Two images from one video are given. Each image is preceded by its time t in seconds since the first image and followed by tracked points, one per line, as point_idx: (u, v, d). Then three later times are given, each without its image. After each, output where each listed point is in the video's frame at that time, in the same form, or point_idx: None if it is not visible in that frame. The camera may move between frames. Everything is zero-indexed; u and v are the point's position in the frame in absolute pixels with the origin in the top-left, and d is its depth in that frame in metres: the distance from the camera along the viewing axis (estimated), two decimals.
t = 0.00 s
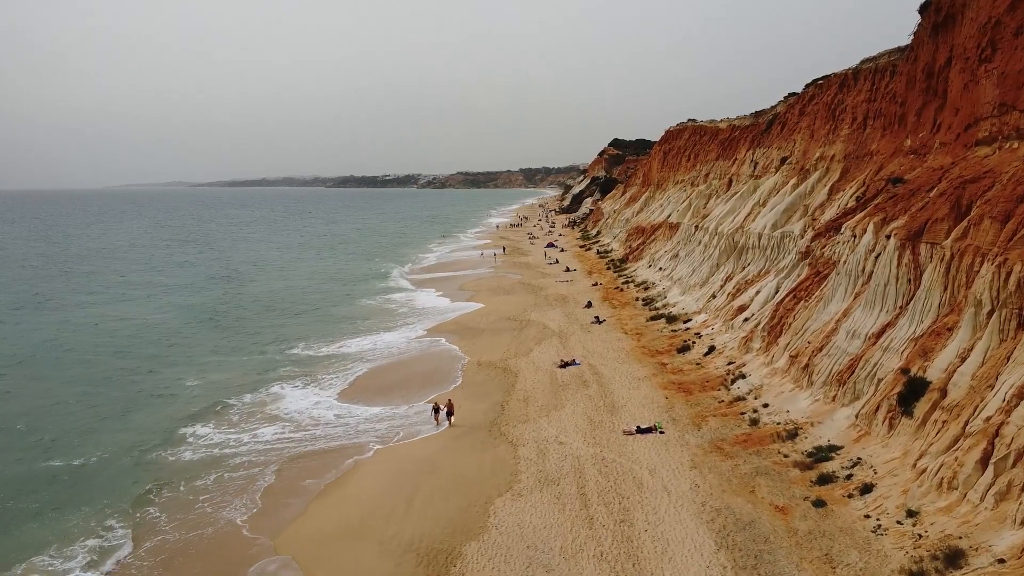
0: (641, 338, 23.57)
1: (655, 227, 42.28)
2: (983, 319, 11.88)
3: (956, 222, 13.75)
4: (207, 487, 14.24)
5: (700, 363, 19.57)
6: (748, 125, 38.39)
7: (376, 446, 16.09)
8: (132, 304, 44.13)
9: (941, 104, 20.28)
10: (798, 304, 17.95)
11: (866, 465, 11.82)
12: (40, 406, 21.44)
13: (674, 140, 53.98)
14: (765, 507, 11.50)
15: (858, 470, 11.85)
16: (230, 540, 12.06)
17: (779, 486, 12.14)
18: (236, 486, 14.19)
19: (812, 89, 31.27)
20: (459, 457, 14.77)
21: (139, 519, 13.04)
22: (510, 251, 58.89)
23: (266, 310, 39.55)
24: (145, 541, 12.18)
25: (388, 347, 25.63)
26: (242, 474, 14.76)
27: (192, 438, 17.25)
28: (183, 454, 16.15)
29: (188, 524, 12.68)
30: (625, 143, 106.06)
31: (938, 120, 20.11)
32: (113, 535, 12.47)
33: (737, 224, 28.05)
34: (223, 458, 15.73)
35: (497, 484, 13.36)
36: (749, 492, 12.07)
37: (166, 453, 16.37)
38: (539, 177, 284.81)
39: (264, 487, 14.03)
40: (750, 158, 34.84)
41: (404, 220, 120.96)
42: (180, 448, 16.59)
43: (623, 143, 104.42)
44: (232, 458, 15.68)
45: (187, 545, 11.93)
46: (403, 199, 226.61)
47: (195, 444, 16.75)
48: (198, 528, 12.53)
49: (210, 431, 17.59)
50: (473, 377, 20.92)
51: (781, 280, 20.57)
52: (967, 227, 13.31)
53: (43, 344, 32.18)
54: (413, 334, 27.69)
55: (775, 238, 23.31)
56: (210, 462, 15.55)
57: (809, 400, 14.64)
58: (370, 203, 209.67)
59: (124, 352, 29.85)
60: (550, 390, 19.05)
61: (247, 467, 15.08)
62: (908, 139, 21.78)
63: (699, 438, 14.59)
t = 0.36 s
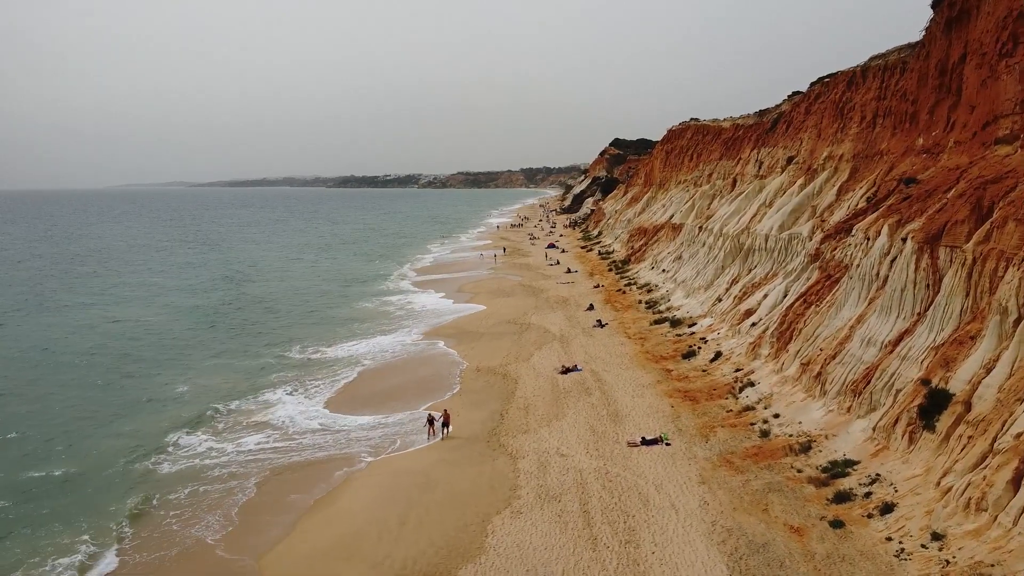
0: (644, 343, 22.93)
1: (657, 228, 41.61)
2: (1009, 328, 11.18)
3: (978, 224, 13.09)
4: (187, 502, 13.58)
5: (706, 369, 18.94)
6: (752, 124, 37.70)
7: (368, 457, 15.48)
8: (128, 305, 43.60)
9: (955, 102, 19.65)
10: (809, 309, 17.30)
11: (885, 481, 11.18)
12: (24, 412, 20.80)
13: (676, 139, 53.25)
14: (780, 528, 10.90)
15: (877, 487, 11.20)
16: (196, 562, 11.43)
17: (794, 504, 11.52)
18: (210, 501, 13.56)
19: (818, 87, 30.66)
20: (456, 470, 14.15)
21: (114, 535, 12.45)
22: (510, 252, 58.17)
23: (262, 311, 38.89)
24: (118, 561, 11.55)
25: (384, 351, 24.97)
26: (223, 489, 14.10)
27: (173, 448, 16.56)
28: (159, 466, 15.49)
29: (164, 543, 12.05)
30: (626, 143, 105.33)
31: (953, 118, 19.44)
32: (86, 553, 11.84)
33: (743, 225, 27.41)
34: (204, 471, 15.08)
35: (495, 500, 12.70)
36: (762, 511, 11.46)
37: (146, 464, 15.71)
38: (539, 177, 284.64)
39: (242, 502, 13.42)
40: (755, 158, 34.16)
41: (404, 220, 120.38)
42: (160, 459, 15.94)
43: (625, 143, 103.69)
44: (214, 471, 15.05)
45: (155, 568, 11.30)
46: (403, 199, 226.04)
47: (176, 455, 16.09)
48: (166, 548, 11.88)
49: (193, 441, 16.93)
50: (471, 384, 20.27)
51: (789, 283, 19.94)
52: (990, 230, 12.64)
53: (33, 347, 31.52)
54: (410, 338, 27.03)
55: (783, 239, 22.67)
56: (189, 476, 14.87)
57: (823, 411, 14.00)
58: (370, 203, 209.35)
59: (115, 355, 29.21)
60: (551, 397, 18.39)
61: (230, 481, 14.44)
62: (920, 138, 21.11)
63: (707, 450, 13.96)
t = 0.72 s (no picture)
0: (648, 348, 22.32)
1: (660, 229, 41.00)
2: None
3: (1000, 227, 12.47)
4: (171, 516, 13.04)
5: (713, 376, 18.35)
6: (757, 124, 37.07)
7: (359, 468, 14.89)
8: (125, 306, 43.15)
9: (970, 100, 19.03)
10: (820, 314, 16.70)
11: (905, 499, 10.56)
12: (10, 416, 20.23)
13: (679, 139, 52.61)
14: (795, 550, 10.31)
15: (897, 505, 10.59)
16: None
17: (808, 523, 10.93)
18: (190, 516, 13.02)
19: (824, 85, 30.06)
20: (453, 483, 13.61)
21: (92, 551, 11.90)
22: (511, 253, 57.52)
23: (259, 313, 38.33)
24: None
25: (381, 355, 24.39)
26: (208, 502, 13.56)
27: (159, 456, 16.06)
28: (142, 476, 14.97)
29: (143, 563, 11.48)
30: (628, 144, 104.66)
31: (968, 117, 18.82)
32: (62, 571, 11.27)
33: (748, 226, 26.80)
34: (189, 483, 14.52)
35: (495, 516, 12.12)
36: (775, 531, 10.86)
37: (131, 472, 15.19)
38: (540, 177, 284.69)
39: (223, 518, 12.88)
40: (760, 158, 33.53)
41: (405, 220, 119.86)
42: (146, 468, 15.41)
43: (626, 143, 103.05)
44: (199, 483, 14.48)
45: None
46: (404, 199, 225.47)
47: (161, 464, 15.56)
48: (143, 568, 11.32)
49: (180, 450, 16.39)
50: (470, 391, 19.68)
51: (798, 287, 19.34)
52: (1013, 233, 12.02)
53: (25, 349, 30.97)
54: (408, 341, 26.44)
55: (790, 241, 22.06)
56: (172, 488, 14.33)
57: (836, 422, 13.40)
58: (371, 203, 208.86)
59: (108, 358, 28.64)
60: (552, 405, 17.79)
61: (216, 494, 13.89)
62: (933, 137, 20.47)
63: (715, 463, 13.38)
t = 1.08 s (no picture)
0: (652, 353, 21.74)
1: (663, 230, 40.42)
2: None
3: None
4: (161, 532, 12.58)
5: (720, 383, 17.77)
6: (762, 123, 36.46)
7: (348, 481, 14.36)
8: (122, 307, 42.72)
9: (985, 98, 18.43)
10: (831, 320, 16.10)
11: (927, 518, 9.94)
12: None
13: (682, 138, 51.99)
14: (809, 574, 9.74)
15: (918, 525, 9.97)
16: None
17: (824, 544, 10.35)
18: (166, 533, 12.54)
19: (831, 83, 29.45)
20: (450, 497, 13.05)
21: (65, 569, 11.39)
22: (512, 254, 56.97)
23: (256, 314, 37.84)
24: None
25: (378, 359, 23.86)
26: (185, 516, 13.12)
27: (151, 462, 15.63)
28: (134, 484, 14.57)
29: None
30: (630, 144, 104.03)
31: (983, 115, 18.20)
32: None
33: (754, 227, 26.20)
34: (182, 492, 14.16)
35: (493, 534, 11.56)
36: (789, 552, 10.29)
37: (121, 481, 14.76)
38: (540, 176, 284.30)
39: (207, 535, 12.38)
40: (766, 157, 32.93)
41: (406, 220, 119.35)
42: (137, 475, 14.99)
43: (628, 143, 102.44)
44: (193, 493, 14.11)
45: None
46: (404, 199, 225.04)
47: (153, 472, 15.13)
48: None
49: (171, 456, 15.95)
50: (468, 397, 19.13)
51: (808, 290, 18.75)
52: None
53: (17, 351, 30.48)
54: (405, 345, 25.89)
55: (798, 243, 21.46)
56: (166, 499, 13.90)
57: (851, 434, 12.80)
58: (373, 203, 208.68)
59: (101, 360, 28.14)
60: (553, 413, 17.21)
61: (194, 508, 13.44)
62: (946, 136, 19.85)
63: (724, 477, 12.81)
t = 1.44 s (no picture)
0: (656, 358, 21.16)
1: (666, 231, 39.79)
2: None
3: None
4: (144, 549, 12.03)
5: (727, 390, 17.17)
6: (767, 122, 35.83)
7: (335, 494, 13.82)
8: (117, 308, 42.16)
9: (1000, 95, 17.81)
10: (844, 325, 15.49)
11: (952, 539, 9.31)
12: None
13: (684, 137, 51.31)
14: None
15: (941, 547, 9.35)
16: None
17: (841, 566, 9.75)
18: (141, 549, 12.03)
19: (837, 81, 28.86)
20: (445, 513, 12.50)
21: None
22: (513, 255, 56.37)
23: (252, 316, 37.30)
24: None
25: (374, 363, 23.26)
26: (153, 531, 12.63)
27: (138, 472, 15.08)
28: (121, 494, 14.05)
29: None
30: (632, 144, 103.29)
31: (999, 113, 17.58)
32: None
33: (760, 228, 25.60)
34: (168, 504, 13.60)
35: (489, 553, 11.00)
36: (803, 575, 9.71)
37: (104, 493, 14.15)
38: (541, 176, 283.65)
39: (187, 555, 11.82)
40: (771, 157, 32.30)
41: (406, 220, 118.82)
42: (124, 484, 14.46)
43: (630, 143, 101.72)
44: (179, 505, 13.54)
45: None
46: (405, 199, 224.46)
47: (141, 480, 14.62)
48: None
49: (160, 464, 15.42)
50: (466, 405, 18.52)
51: (817, 294, 18.15)
52: None
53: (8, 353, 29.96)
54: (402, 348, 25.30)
55: (806, 245, 20.87)
56: (152, 511, 13.38)
57: (867, 447, 12.19)
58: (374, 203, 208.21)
59: (92, 363, 27.62)
60: (554, 421, 16.63)
61: (164, 521, 12.94)
62: (959, 134, 19.23)
63: (734, 492, 12.22)
